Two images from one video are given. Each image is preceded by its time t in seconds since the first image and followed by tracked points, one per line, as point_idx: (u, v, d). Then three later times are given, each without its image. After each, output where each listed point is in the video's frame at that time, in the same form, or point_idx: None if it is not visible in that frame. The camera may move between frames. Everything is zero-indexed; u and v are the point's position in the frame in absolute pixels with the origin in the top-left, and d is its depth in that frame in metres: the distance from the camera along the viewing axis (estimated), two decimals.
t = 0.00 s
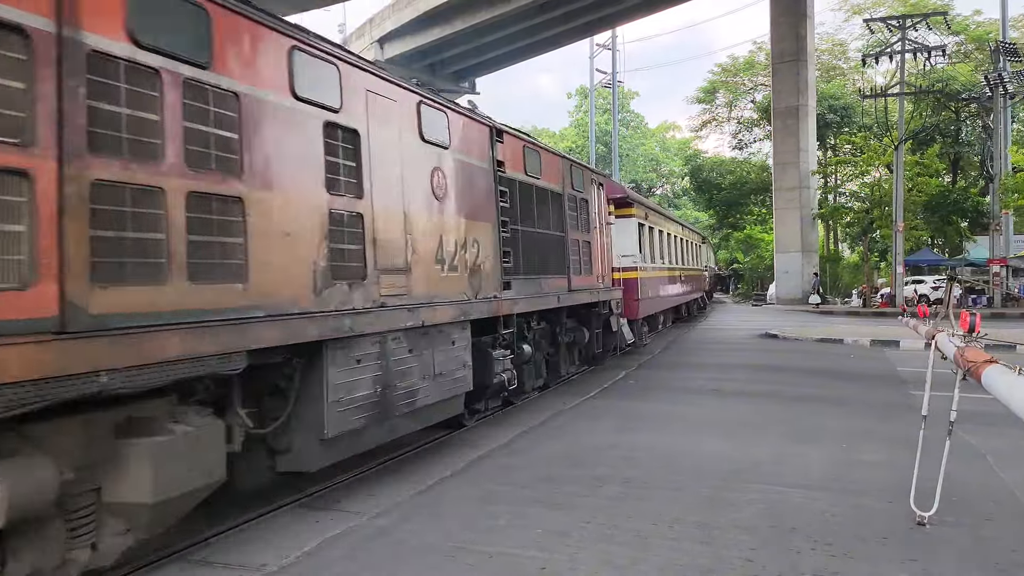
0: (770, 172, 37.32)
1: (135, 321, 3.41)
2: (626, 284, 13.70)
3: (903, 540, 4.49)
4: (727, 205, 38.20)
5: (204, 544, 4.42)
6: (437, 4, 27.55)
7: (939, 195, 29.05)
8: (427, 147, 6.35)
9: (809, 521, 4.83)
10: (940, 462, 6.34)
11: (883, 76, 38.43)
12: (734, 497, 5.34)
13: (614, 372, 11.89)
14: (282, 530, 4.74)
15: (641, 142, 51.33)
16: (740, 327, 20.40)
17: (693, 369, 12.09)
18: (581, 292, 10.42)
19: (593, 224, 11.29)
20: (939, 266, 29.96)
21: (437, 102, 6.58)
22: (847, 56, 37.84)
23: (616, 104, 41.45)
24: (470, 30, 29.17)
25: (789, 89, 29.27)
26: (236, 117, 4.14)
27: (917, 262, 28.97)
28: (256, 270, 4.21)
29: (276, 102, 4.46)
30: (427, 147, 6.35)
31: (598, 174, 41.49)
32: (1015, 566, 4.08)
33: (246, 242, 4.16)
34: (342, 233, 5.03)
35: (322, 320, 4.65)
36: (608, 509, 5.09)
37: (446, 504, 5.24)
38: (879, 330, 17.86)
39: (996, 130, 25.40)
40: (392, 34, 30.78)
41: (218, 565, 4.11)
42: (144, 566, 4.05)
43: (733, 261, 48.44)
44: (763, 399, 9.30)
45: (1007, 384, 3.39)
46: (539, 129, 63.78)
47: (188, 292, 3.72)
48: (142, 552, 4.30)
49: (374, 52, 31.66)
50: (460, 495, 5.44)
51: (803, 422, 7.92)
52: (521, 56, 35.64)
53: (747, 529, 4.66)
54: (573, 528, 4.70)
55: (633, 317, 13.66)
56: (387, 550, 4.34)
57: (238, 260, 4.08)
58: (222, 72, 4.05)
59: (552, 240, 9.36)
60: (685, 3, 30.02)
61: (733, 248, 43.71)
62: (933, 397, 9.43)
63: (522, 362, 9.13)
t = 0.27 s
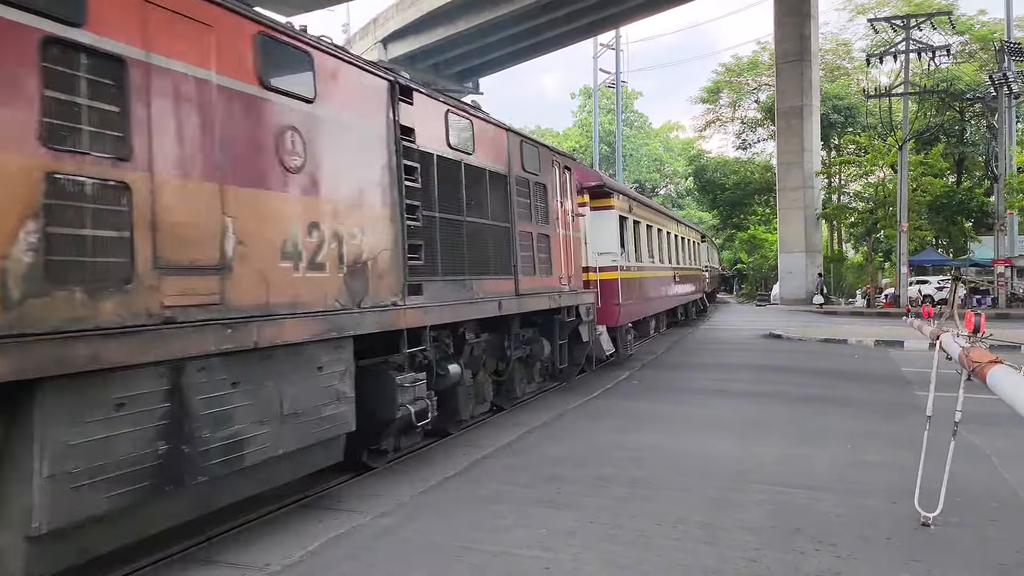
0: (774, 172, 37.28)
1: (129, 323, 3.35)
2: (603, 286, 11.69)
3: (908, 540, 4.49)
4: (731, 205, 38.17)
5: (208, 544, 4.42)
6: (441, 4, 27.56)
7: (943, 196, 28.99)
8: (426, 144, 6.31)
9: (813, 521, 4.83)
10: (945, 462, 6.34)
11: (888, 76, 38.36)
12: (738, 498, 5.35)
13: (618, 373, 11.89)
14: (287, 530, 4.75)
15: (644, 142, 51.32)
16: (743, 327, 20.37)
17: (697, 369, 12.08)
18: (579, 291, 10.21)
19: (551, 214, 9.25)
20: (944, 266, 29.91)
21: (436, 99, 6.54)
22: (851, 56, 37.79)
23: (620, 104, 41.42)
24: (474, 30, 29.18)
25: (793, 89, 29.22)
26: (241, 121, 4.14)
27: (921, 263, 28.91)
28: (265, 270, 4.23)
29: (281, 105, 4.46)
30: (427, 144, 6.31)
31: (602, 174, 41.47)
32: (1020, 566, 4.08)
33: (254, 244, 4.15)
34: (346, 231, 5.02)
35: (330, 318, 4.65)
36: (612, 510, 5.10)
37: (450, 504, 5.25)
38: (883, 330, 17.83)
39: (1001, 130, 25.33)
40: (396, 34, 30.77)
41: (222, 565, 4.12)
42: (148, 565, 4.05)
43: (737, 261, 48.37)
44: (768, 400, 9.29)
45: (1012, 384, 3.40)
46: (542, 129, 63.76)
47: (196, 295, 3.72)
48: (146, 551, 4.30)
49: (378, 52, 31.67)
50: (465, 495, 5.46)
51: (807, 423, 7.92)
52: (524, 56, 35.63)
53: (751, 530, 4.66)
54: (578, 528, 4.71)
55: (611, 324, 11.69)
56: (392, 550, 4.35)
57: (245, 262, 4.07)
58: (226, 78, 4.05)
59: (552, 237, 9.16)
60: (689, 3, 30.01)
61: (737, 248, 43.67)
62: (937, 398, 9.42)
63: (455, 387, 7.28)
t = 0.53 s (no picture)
0: (778, 172, 37.22)
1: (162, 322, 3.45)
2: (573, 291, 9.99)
3: (913, 541, 4.48)
4: (735, 205, 38.15)
5: (211, 545, 4.43)
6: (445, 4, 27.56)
7: (948, 196, 28.91)
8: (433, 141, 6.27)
9: (817, 522, 4.83)
10: (949, 464, 6.33)
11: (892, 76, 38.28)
12: (741, 499, 5.34)
13: (621, 373, 11.88)
14: (289, 530, 4.76)
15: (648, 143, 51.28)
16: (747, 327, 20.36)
17: (701, 370, 12.07)
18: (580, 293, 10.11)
19: (491, 199, 7.39)
20: (948, 267, 29.85)
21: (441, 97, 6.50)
22: (855, 56, 37.74)
23: (624, 104, 41.37)
24: (478, 30, 29.17)
25: (797, 89, 29.18)
26: (261, 125, 4.21)
27: (926, 263, 28.84)
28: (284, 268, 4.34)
29: (302, 110, 4.57)
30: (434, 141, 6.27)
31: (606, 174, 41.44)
32: None
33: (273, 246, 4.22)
34: (361, 227, 5.07)
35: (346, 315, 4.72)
36: (616, 510, 5.10)
37: (453, 504, 5.26)
38: (888, 331, 17.79)
39: (1006, 130, 25.25)
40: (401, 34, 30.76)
41: (225, 565, 4.13)
42: (152, 567, 4.06)
43: (741, 262, 48.29)
44: (772, 400, 9.28)
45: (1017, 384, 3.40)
46: (546, 129, 63.76)
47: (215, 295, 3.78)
48: (150, 553, 4.31)
49: (382, 52, 31.66)
50: (468, 496, 5.47)
51: (811, 423, 7.91)
52: (529, 56, 35.60)
53: (755, 531, 4.66)
54: (581, 529, 4.71)
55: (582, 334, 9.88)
56: (394, 550, 4.36)
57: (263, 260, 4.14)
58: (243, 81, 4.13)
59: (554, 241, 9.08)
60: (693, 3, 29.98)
61: (741, 249, 43.65)
62: (942, 399, 9.39)
63: (344, 420, 5.57)
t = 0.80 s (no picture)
0: (782, 173, 37.17)
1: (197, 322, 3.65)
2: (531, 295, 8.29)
3: (917, 543, 4.47)
4: (739, 205, 38.10)
5: (216, 544, 4.45)
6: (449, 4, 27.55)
7: (952, 196, 28.84)
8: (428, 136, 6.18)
9: (821, 523, 4.83)
10: (954, 465, 6.31)
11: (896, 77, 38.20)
12: (745, 500, 5.33)
13: (625, 374, 11.87)
14: (294, 530, 4.78)
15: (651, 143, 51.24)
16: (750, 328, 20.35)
17: (705, 371, 12.05)
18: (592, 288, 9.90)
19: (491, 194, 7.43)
20: (953, 268, 29.78)
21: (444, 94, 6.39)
22: (859, 57, 37.68)
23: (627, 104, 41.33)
24: (481, 31, 29.16)
25: (801, 89, 29.12)
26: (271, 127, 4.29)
27: (930, 263, 28.76)
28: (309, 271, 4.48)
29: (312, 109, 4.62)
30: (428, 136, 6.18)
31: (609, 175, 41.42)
32: None
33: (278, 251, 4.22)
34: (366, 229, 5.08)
35: (355, 314, 4.71)
36: (619, 511, 5.09)
37: (456, 505, 5.26)
38: (892, 332, 17.76)
39: (1010, 130, 25.18)
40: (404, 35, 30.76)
41: (230, 565, 4.15)
42: (157, 566, 4.09)
43: (744, 262, 48.22)
44: (776, 402, 9.27)
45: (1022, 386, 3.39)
46: (549, 130, 63.75)
47: (227, 293, 3.83)
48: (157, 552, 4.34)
49: (385, 53, 31.66)
50: (471, 496, 5.47)
51: (815, 424, 7.90)
52: (532, 56, 35.58)
53: (759, 532, 4.65)
54: (585, 529, 4.71)
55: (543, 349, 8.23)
56: (398, 550, 4.38)
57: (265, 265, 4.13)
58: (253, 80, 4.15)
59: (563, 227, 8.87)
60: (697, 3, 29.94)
61: (744, 250, 43.59)
62: (946, 400, 9.36)
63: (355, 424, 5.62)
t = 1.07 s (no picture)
0: (786, 174, 37.14)
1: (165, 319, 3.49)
2: (444, 303, 6.22)
3: (922, 544, 4.47)
4: (743, 207, 38.07)
5: (223, 545, 4.46)
6: (453, 6, 27.57)
7: (957, 197, 28.78)
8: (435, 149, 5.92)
9: (825, 525, 4.82)
10: (959, 466, 6.29)
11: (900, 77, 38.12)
12: (749, 501, 5.33)
13: (629, 375, 11.88)
14: (300, 531, 4.77)
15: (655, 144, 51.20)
16: (754, 329, 20.31)
17: (709, 372, 12.04)
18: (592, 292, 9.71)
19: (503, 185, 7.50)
20: (958, 270, 29.73)
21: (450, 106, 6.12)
22: (863, 58, 37.64)
23: (631, 106, 41.31)
24: (485, 32, 29.18)
25: (805, 90, 29.09)
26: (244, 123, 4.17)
27: (935, 264, 28.68)
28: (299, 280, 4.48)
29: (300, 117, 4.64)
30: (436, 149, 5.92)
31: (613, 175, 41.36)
32: None
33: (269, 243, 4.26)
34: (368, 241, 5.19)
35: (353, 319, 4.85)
36: (624, 512, 5.09)
37: (459, 505, 5.27)
38: (897, 333, 17.71)
39: (1015, 131, 25.11)
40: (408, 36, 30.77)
41: (234, 565, 4.16)
42: (162, 566, 4.10)
43: (748, 263, 48.14)
44: (780, 403, 9.24)
45: None
46: (553, 131, 63.76)
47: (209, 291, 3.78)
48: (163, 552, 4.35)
49: (389, 55, 31.66)
50: (475, 497, 5.47)
51: (819, 426, 7.89)
52: (536, 57, 35.60)
53: (763, 533, 4.64)
54: (589, 530, 4.71)
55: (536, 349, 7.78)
56: (401, 551, 4.38)
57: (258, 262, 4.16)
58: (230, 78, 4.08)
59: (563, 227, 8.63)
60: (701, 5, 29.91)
61: (748, 251, 43.55)
62: (950, 401, 9.34)
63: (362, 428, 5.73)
